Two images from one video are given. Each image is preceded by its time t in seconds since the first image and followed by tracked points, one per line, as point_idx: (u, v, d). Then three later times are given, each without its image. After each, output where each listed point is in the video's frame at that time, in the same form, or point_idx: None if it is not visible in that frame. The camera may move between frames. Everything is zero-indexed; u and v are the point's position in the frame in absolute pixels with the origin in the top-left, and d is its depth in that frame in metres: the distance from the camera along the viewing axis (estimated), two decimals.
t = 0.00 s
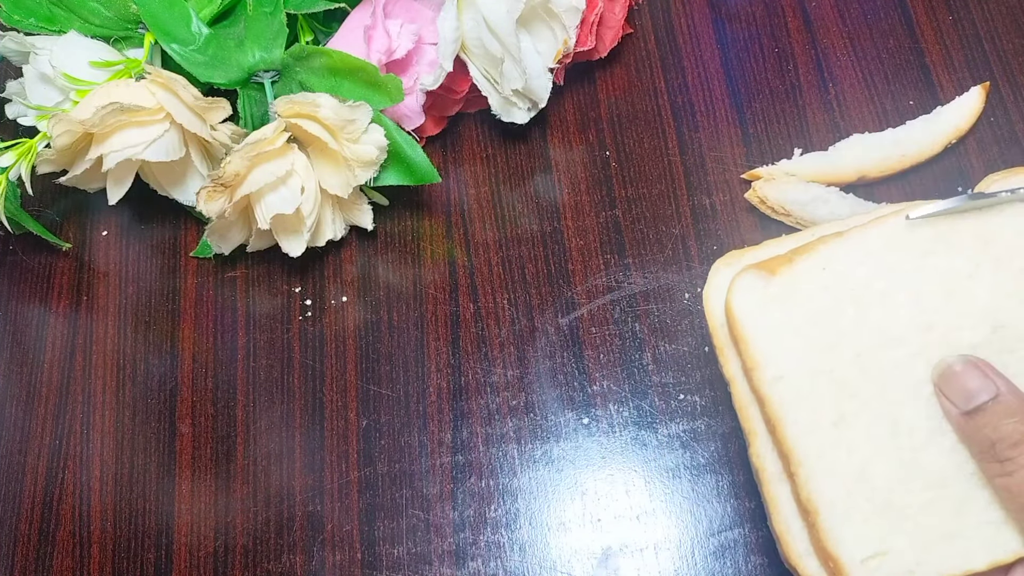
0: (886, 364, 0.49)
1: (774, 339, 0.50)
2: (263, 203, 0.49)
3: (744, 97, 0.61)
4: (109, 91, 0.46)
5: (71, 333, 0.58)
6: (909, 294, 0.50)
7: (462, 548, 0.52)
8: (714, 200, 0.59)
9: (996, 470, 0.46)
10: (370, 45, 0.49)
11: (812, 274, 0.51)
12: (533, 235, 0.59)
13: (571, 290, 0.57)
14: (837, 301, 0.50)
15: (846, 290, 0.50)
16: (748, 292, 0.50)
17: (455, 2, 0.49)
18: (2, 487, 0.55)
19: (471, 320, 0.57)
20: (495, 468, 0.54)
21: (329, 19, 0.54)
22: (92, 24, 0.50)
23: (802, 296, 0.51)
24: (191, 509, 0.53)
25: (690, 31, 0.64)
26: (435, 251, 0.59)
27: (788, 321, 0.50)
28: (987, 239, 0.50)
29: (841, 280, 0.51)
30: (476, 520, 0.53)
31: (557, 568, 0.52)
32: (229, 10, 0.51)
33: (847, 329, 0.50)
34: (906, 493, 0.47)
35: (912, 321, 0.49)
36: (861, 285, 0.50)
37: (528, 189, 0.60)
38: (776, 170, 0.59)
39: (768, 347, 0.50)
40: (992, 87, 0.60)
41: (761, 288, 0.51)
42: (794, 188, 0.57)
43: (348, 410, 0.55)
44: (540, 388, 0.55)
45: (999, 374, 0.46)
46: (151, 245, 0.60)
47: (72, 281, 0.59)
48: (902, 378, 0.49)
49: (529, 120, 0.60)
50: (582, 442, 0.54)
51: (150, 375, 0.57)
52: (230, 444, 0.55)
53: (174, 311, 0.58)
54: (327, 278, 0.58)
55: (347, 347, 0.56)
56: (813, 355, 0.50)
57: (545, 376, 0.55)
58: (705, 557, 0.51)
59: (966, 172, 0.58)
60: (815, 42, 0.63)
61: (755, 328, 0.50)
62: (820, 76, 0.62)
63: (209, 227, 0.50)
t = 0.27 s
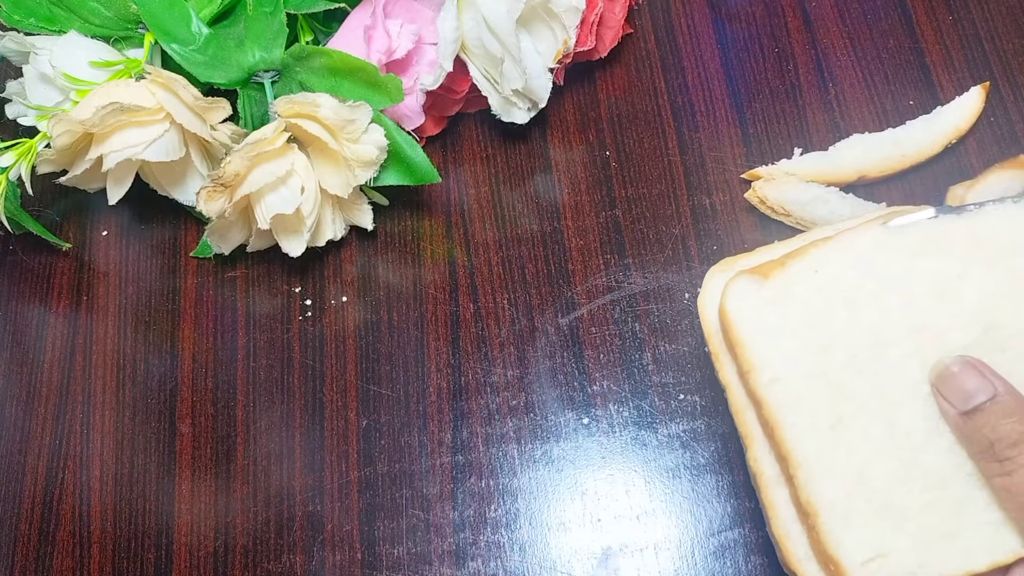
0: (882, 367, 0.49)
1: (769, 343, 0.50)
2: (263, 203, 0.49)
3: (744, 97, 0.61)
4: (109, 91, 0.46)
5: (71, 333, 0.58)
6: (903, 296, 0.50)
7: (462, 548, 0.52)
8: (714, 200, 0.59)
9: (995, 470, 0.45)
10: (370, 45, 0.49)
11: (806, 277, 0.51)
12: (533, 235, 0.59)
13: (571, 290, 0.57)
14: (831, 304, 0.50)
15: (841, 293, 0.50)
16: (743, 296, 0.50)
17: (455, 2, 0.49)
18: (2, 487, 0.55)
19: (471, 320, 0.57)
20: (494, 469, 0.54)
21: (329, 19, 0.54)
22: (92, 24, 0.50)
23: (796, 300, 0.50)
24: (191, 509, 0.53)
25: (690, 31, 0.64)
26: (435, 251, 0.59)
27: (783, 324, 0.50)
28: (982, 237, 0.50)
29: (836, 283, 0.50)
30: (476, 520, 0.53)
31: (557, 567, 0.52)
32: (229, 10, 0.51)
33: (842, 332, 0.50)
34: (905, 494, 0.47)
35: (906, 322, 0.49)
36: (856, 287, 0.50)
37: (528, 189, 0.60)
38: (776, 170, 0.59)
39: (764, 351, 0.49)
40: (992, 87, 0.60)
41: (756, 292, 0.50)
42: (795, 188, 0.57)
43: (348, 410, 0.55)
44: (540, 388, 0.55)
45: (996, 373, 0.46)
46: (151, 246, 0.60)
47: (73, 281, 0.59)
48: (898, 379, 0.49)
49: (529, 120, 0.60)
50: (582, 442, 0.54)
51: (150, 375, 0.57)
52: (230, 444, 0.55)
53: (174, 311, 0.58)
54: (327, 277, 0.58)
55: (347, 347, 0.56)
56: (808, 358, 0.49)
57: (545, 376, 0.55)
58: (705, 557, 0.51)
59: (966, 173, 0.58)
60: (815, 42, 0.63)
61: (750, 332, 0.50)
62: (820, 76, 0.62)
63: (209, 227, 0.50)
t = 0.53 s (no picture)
0: (894, 363, 0.49)
1: (785, 335, 0.49)
2: (263, 203, 0.49)
3: (744, 97, 0.61)
4: (109, 91, 0.46)
5: (71, 333, 0.58)
6: (917, 294, 0.50)
7: (462, 548, 0.52)
8: (714, 200, 0.59)
9: (1005, 471, 0.45)
10: (370, 45, 0.49)
11: (822, 269, 0.50)
12: (533, 235, 0.59)
13: (571, 290, 0.57)
14: (846, 298, 0.50)
15: (855, 286, 0.50)
16: (761, 285, 0.49)
17: (454, 2, 0.49)
18: (2, 487, 0.55)
19: (471, 320, 0.57)
20: (495, 468, 0.54)
21: (329, 19, 0.54)
22: (92, 24, 0.50)
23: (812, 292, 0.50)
24: (191, 509, 0.53)
25: (690, 31, 0.64)
26: (435, 251, 0.59)
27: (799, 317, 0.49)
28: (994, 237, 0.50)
29: (853, 276, 0.50)
30: (476, 520, 0.53)
31: (557, 567, 0.52)
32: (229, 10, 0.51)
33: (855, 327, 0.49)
34: (913, 494, 0.47)
35: (920, 321, 0.49)
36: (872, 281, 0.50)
37: (528, 189, 0.60)
38: (775, 170, 0.59)
39: (779, 342, 0.49)
40: (992, 87, 0.60)
41: (773, 281, 0.49)
42: (794, 186, 0.58)
43: (348, 410, 0.55)
44: (540, 388, 0.55)
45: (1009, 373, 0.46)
46: (151, 246, 0.60)
47: (72, 281, 0.59)
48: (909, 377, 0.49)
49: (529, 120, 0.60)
50: (582, 442, 0.54)
51: (150, 375, 0.57)
52: (230, 444, 0.55)
53: (174, 311, 0.58)
54: (327, 277, 0.58)
55: (347, 347, 0.56)
56: (823, 352, 0.49)
57: (545, 376, 0.55)
58: (705, 557, 0.51)
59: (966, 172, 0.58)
60: (815, 42, 0.63)
61: (766, 323, 0.49)
62: (820, 76, 0.62)
63: (209, 227, 0.50)
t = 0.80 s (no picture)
0: (895, 371, 0.51)
1: (783, 339, 0.52)
2: (263, 203, 0.49)
3: (744, 97, 0.61)
4: (110, 91, 0.46)
5: (72, 333, 0.58)
6: (919, 307, 0.52)
7: (462, 548, 0.52)
8: (714, 200, 0.59)
9: (1004, 482, 0.46)
10: (370, 45, 0.49)
11: (819, 279, 0.53)
12: (533, 235, 0.59)
13: (571, 290, 0.57)
14: (843, 307, 0.52)
15: (851, 298, 0.52)
16: (760, 292, 0.52)
17: (454, 2, 0.49)
18: (2, 487, 0.55)
19: (471, 320, 0.57)
20: (495, 468, 0.54)
21: (329, 19, 0.54)
22: (92, 24, 0.50)
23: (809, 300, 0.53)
24: (191, 509, 0.53)
25: (690, 31, 0.64)
26: (435, 251, 0.59)
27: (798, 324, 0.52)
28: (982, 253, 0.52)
29: (851, 285, 0.53)
30: (476, 520, 0.53)
31: (557, 568, 0.52)
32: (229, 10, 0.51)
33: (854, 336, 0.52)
34: (911, 500, 0.49)
35: (922, 332, 0.51)
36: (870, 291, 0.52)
37: (528, 189, 0.60)
38: (776, 169, 0.59)
39: (776, 347, 0.52)
40: (992, 88, 0.60)
41: (772, 291, 0.53)
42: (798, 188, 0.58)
43: (348, 410, 0.55)
44: (540, 388, 0.55)
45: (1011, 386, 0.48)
46: (151, 246, 0.60)
47: (73, 281, 0.59)
48: (911, 384, 0.50)
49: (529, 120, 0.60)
50: (582, 442, 0.54)
51: (150, 375, 0.57)
52: (230, 444, 0.55)
53: (174, 311, 0.58)
54: (327, 277, 0.58)
55: (347, 347, 0.56)
56: (821, 357, 0.51)
57: (545, 376, 0.55)
58: (705, 557, 0.51)
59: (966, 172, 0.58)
60: (815, 42, 0.63)
61: (765, 329, 0.52)
62: (820, 76, 0.62)
63: (209, 227, 0.50)
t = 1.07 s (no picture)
0: (943, 317, 0.48)
1: (834, 275, 0.49)
2: (263, 203, 0.49)
3: (744, 97, 0.61)
4: (110, 91, 0.46)
5: (72, 333, 0.58)
6: (971, 260, 0.49)
7: (462, 548, 0.52)
8: (714, 200, 0.59)
9: None
10: (370, 45, 0.49)
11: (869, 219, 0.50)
12: (533, 234, 0.59)
13: (571, 290, 0.57)
14: (892, 249, 0.49)
15: (901, 240, 0.50)
16: (817, 227, 0.50)
17: (455, 2, 0.49)
18: (1, 487, 0.55)
19: (471, 320, 0.57)
20: (495, 468, 0.54)
21: (329, 19, 0.54)
22: (92, 24, 0.50)
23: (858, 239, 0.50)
24: (191, 509, 0.53)
25: (690, 31, 0.64)
26: (435, 251, 0.59)
27: (851, 263, 0.49)
28: None
29: (907, 228, 0.50)
30: (476, 520, 0.53)
31: (557, 567, 0.52)
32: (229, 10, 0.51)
33: (900, 280, 0.49)
34: (947, 456, 0.46)
35: (972, 285, 0.48)
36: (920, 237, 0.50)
37: (528, 189, 0.60)
38: (776, 170, 0.59)
39: (826, 283, 0.49)
40: (992, 87, 0.60)
41: (825, 226, 0.50)
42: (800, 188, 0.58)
43: (348, 410, 0.55)
44: (540, 388, 0.55)
45: None
46: (151, 246, 0.60)
47: (73, 281, 0.59)
48: (958, 336, 0.48)
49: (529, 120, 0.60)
50: (582, 442, 0.54)
51: (150, 375, 0.57)
52: (230, 444, 0.55)
53: (174, 311, 0.58)
54: (327, 277, 0.58)
55: (347, 347, 0.56)
56: (871, 299, 0.48)
57: (545, 376, 0.55)
58: (705, 557, 0.51)
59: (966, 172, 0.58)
60: (815, 42, 0.63)
61: (816, 262, 0.49)
62: (820, 76, 0.62)
63: (209, 227, 0.50)
